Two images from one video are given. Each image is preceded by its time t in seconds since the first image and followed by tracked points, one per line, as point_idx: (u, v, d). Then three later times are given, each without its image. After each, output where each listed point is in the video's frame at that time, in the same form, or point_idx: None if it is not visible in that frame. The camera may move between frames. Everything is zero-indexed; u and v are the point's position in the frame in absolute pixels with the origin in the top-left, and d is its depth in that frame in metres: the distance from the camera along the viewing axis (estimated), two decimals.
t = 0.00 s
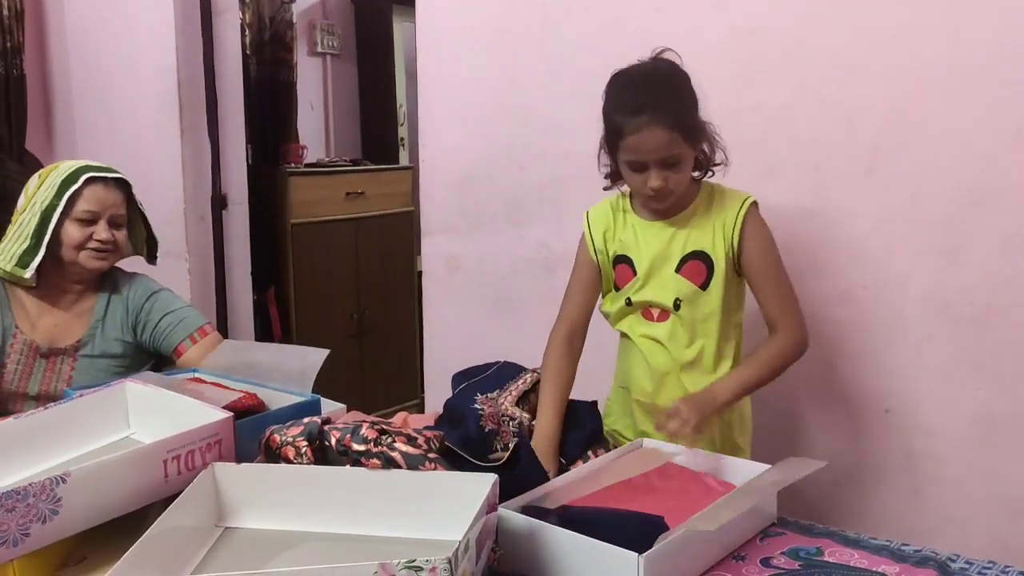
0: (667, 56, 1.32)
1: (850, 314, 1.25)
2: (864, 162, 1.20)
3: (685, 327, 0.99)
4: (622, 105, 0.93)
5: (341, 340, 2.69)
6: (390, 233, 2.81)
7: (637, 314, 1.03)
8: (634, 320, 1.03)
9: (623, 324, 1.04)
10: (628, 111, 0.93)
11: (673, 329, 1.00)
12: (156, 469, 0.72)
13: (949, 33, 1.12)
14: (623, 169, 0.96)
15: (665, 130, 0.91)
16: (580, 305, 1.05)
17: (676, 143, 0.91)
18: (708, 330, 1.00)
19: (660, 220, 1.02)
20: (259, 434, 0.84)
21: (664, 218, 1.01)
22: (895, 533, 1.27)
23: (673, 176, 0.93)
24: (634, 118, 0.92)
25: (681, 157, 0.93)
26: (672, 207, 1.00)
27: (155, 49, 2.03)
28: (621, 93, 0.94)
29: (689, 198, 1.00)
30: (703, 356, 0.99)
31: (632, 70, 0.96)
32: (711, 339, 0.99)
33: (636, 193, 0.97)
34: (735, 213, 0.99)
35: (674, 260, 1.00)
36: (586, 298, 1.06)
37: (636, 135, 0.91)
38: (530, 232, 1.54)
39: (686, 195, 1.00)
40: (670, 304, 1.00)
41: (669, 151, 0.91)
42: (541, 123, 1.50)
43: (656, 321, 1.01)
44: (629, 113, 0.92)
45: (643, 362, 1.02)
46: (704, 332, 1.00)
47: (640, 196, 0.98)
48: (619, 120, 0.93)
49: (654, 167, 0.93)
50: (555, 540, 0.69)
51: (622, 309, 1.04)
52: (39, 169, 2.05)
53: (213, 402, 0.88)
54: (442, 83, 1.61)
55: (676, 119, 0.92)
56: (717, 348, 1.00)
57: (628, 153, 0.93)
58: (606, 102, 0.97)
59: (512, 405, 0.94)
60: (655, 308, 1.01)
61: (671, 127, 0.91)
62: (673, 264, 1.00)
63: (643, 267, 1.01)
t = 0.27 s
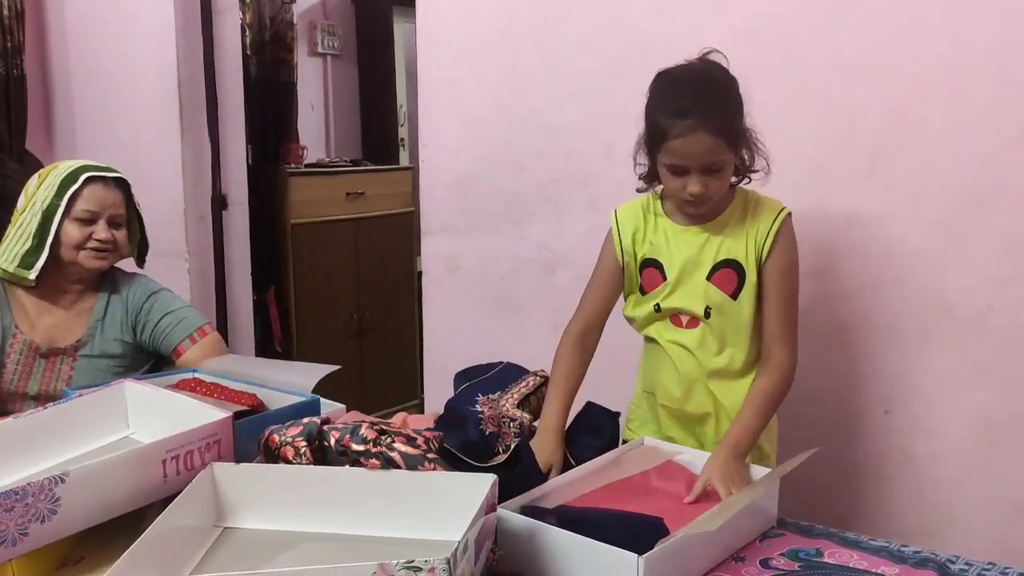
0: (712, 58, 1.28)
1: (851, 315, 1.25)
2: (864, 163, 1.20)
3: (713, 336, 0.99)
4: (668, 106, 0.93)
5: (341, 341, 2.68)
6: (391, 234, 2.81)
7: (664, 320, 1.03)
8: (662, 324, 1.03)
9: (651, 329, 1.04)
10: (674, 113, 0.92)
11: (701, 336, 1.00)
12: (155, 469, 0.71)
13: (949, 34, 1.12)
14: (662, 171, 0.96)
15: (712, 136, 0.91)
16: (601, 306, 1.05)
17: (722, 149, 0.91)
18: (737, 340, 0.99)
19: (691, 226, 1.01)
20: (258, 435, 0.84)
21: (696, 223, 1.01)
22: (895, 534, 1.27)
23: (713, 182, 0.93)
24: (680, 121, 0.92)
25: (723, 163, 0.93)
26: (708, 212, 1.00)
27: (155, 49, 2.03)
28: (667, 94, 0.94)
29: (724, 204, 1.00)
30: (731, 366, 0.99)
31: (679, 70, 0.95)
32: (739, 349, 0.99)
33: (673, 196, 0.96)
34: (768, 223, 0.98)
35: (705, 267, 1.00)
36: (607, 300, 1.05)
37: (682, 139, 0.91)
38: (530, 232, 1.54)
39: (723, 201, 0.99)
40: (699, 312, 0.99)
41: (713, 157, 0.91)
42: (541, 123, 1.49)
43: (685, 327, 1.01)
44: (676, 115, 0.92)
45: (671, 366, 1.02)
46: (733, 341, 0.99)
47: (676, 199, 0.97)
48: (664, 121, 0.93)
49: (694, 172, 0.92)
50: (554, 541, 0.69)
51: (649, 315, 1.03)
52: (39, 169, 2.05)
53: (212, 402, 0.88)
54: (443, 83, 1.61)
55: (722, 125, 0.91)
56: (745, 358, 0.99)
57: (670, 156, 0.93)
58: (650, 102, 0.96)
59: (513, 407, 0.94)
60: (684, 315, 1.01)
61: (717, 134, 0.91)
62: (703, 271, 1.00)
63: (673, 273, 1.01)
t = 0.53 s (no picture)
0: (733, 59, 1.26)
1: (850, 317, 1.25)
2: (863, 164, 1.21)
3: (714, 335, 0.99)
4: (688, 105, 0.93)
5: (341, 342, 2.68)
6: (391, 235, 2.81)
7: (668, 319, 1.03)
8: (666, 324, 1.04)
9: (654, 328, 1.05)
10: (693, 113, 0.92)
11: (703, 336, 1.00)
12: (155, 471, 0.71)
13: (948, 35, 1.12)
14: (677, 169, 0.96)
15: (729, 137, 0.91)
16: (605, 304, 1.07)
17: (739, 151, 0.91)
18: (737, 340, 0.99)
19: (699, 225, 1.01)
20: (257, 436, 0.84)
21: (706, 223, 1.01)
22: (895, 536, 1.27)
23: (728, 183, 0.93)
24: (698, 121, 0.92)
25: (739, 166, 0.93)
26: (720, 212, 1.00)
27: (156, 50, 2.03)
28: (687, 94, 0.94)
29: (736, 204, 1.00)
30: (730, 367, 0.99)
31: (700, 70, 0.95)
32: (739, 350, 0.98)
33: (686, 196, 0.97)
34: (773, 222, 0.98)
35: (708, 267, 1.00)
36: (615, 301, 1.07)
37: (698, 139, 0.91)
38: (530, 233, 1.54)
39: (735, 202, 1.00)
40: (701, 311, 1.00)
41: (729, 158, 0.91)
42: (541, 124, 1.50)
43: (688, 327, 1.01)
44: (694, 115, 0.92)
45: (672, 367, 1.03)
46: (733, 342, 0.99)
47: (689, 199, 0.98)
48: (682, 120, 0.93)
49: (709, 173, 0.93)
50: (554, 543, 0.69)
51: (653, 313, 1.04)
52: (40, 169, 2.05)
53: (212, 403, 0.88)
54: (443, 83, 1.61)
55: (740, 126, 0.91)
56: (746, 360, 0.99)
57: (686, 155, 0.93)
58: (669, 101, 0.96)
59: (513, 407, 0.92)
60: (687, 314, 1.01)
61: (735, 135, 0.91)
62: (707, 271, 1.00)
63: (677, 271, 1.01)
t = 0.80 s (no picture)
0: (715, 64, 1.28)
1: (850, 320, 1.25)
2: (864, 168, 1.20)
3: (702, 334, 0.99)
4: (670, 104, 0.93)
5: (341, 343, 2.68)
6: (391, 237, 2.81)
7: (655, 319, 1.03)
8: (652, 324, 1.03)
9: (642, 328, 1.05)
10: (677, 111, 0.92)
11: (690, 336, 1.00)
12: (154, 473, 0.72)
13: (950, 39, 1.12)
14: (659, 168, 0.96)
15: (712, 134, 0.91)
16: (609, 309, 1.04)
17: (721, 148, 0.92)
18: (723, 339, 0.99)
19: (683, 224, 1.02)
20: (257, 439, 0.84)
21: (689, 222, 1.01)
22: (895, 539, 1.26)
23: (711, 181, 0.94)
24: (681, 119, 0.92)
25: (721, 162, 0.93)
26: (702, 211, 1.00)
27: (156, 51, 2.03)
28: (669, 92, 0.94)
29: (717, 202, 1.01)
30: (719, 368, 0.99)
31: (681, 71, 0.96)
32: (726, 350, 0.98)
33: (669, 195, 0.97)
34: (755, 219, 0.99)
35: (694, 266, 1.00)
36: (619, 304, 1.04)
37: (682, 136, 0.91)
38: (530, 236, 1.54)
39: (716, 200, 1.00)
40: (687, 310, 1.00)
41: (712, 155, 0.92)
42: (541, 126, 1.50)
43: (675, 327, 1.01)
44: (678, 113, 0.92)
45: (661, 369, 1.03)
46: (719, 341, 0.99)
47: (672, 199, 0.98)
48: (666, 118, 0.93)
49: (692, 170, 0.93)
50: (553, 546, 0.69)
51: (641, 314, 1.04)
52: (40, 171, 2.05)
53: (211, 406, 0.88)
54: (443, 85, 1.61)
55: (723, 124, 0.92)
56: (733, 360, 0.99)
57: (670, 153, 0.93)
58: (651, 100, 0.96)
59: (512, 410, 0.92)
60: (673, 314, 1.01)
61: (718, 132, 0.91)
62: (693, 270, 1.00)
63: (664, 271, 1.01)
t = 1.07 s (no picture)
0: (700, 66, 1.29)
1: (851, 322, 1.25)
2: (865, 171, 1.20)
3: (694, 334, 1.00)
4: (665, 107, 0.93)
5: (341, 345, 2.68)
6: (391, 238, 2.81)
7: (645, 320, 1.03)
8: (642, 325, 1.03)
9: (632, 329, 1.04)
10: (671, 113, 0.92)
11: (683, 336, 1.00)
12: (155, 475, 0.72)
13: (951, 42, 1.12)
14: (653, 169, 0.95)
15: (706, 136, 0.91)
16: (599, 305, 1.03)
17: (715, 150, 0.92)
18: (711, 338, 1.00)
19: (675, 224, 1.02)
20: (257, 440, 0.85)
21: (681, 223, 1.01)
22: (895, 542, 1.26)
23: (705, 181, 0.94)
24: (676, 120, 0.92)
25: (714, 163, 0.93)
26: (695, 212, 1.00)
27: (158, 53, 2.04)
28: (664, 94, 0.94)
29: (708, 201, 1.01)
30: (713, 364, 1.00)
31: (673, 75, 0.96)
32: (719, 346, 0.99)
33: (663, 197, 0.96)
34: (745, 218, 1.00)
35: (687, 265, 1.01)
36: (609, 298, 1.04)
37: (677, 137, 0.91)
38: (531, 238, 1.54)
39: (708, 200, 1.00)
40: (679, 309, 1.00)
41: (707, 156, 0.92)
42: (541, 129, 1.50)
43: (666, 327, 1.01)
44: (672, 115, 0.92)
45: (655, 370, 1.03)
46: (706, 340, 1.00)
47: (665, 201, 0.97)
48: (660, 120, 0.93)
49: (687, 171, 0.93)
50: (554, 548, 0.69)
51: (630, 312, 1.04)
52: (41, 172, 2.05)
53: (212, 408, 0.89)
54: (444, 87, 1.61)
55: (717, 126, 0.92)
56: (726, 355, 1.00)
57: (664, 155, 0.93)
58: (646, 101, 0.96)
59: (513, 412, 0.92)
60: (664, 314, 1.01)
61: (713, 134, 0.91)
62: (686, 270, 1.01)
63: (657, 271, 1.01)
